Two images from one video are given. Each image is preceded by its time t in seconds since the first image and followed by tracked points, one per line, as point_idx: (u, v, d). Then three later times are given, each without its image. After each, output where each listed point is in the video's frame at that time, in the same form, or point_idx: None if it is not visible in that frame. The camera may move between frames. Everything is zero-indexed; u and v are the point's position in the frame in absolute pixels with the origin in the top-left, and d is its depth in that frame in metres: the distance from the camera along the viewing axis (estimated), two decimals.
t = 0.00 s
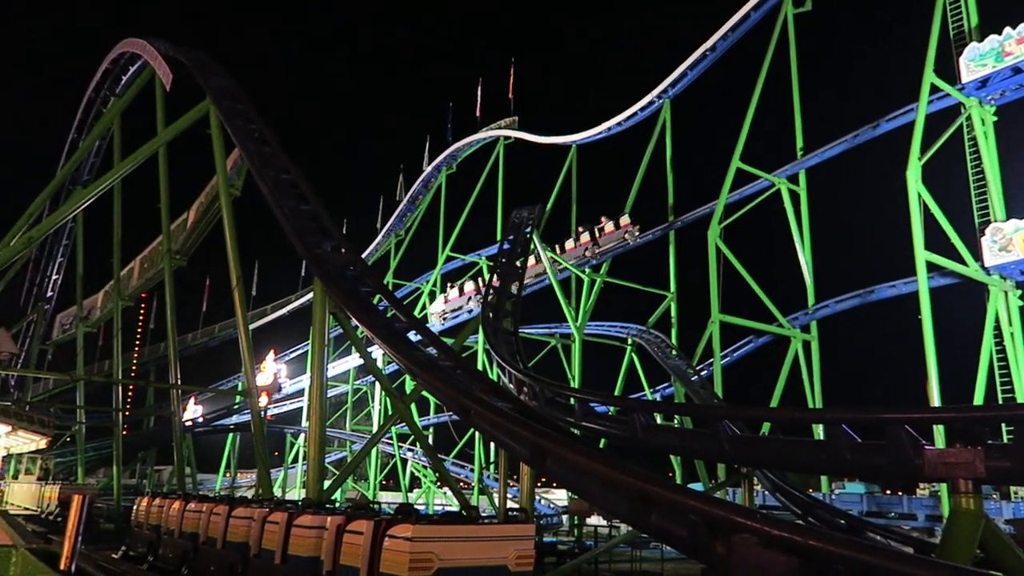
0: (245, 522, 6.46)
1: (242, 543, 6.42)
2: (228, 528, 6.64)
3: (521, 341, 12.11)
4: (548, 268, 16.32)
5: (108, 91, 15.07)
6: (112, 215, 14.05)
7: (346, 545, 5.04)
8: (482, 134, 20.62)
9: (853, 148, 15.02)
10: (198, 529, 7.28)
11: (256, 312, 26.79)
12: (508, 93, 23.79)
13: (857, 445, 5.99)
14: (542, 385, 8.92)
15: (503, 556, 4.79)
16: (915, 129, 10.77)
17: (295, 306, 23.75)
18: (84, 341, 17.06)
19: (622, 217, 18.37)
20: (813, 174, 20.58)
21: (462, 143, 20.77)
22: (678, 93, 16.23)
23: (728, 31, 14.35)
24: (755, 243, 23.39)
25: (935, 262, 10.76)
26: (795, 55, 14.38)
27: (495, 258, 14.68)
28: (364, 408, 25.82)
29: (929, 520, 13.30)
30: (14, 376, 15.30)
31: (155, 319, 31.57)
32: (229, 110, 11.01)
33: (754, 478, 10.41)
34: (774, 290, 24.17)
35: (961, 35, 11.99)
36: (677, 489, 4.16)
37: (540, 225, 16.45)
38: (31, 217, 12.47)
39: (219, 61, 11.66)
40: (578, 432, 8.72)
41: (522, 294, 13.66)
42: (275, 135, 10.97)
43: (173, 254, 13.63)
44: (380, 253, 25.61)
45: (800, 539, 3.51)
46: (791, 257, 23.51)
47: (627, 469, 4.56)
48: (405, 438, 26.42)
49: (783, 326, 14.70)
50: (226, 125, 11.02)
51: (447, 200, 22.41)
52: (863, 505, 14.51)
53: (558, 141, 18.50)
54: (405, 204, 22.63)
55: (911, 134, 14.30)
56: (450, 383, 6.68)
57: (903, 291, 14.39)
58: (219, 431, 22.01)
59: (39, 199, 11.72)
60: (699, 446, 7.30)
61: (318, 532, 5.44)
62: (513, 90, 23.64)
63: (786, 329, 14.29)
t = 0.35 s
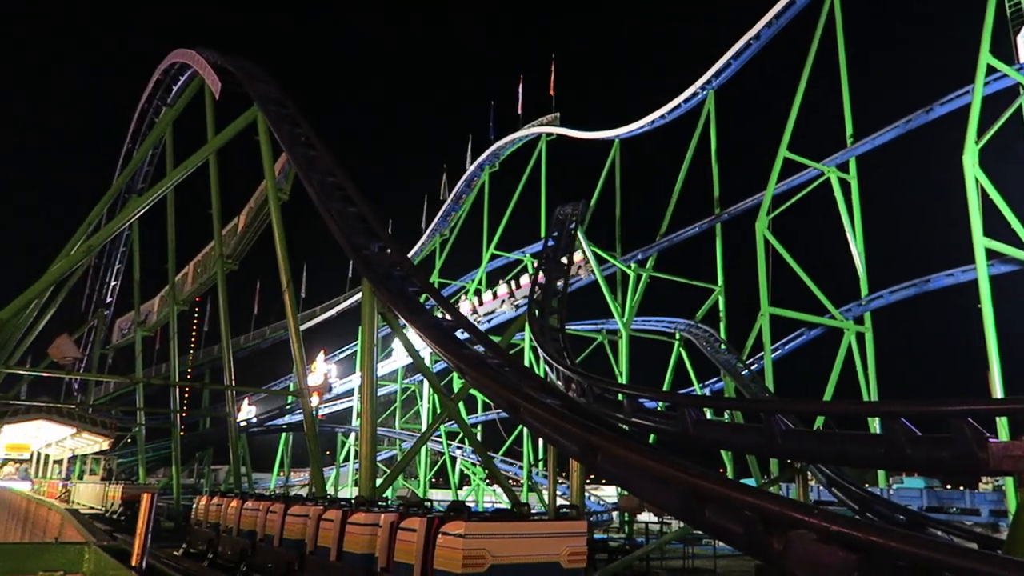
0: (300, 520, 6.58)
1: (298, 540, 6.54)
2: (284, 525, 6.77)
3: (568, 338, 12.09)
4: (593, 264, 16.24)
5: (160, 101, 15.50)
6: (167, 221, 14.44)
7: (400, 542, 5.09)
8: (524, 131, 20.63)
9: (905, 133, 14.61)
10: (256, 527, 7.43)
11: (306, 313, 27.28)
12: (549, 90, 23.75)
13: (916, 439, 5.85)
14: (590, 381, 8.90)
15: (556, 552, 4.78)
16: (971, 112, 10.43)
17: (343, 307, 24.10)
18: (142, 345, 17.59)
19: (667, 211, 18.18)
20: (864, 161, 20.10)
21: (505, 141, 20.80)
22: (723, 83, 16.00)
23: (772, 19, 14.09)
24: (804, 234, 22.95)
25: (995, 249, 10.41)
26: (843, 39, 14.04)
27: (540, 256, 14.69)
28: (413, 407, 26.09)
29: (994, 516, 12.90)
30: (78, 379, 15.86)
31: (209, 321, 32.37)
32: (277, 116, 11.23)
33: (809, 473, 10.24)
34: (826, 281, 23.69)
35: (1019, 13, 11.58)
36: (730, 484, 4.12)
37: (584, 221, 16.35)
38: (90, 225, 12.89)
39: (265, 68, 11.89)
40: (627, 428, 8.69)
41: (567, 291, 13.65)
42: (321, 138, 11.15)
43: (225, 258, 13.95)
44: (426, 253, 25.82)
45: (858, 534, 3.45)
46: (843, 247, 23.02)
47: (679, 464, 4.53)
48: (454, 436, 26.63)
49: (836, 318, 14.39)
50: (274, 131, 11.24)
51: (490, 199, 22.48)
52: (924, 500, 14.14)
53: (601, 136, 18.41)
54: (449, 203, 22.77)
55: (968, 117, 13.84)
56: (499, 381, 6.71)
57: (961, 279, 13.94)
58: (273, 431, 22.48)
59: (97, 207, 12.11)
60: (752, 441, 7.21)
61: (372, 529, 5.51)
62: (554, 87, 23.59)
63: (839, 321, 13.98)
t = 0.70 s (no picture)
0: (335, 517, 6.64)
1: (333, 537, 6.60)
2: (319, 522, 6.83)
3: (597, 335, 12.05)
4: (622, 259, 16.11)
5: (192, 105, 15.76)
6: (200, 224, 14.66)
7: (433, 539, 5.11)
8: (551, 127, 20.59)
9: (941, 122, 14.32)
10: (291, 524, 7.51)
11: (337, 313, 27.53)
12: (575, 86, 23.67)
13: (957, 433, 5.74)
14: (621, 377, 8.87)
15: (589, 549, 4.78)
16: (1010, 97, 10.18)
17: (374, 306, 24.28)
18: (177, 346, 17.87)
19: (696, 204, 17.99)
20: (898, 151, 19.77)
21: (532, 138, 20.78)
22: (752, 75, 15.82)
23: (802, 8, 13.90)
24: (837, 226, 22.63)
25: None
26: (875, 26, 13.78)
27: (569, 252, 14.65)
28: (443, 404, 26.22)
29: None
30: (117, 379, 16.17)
31: (242, 321, 32.84)
32: (306, 118, 11.35)
33: (845, 468, 10.10)
34: (860, 274, 23.35)
35: None
36: (766, 479, 4.08)
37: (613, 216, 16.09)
38: (127, 229, 13.13)
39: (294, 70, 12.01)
40: (659, 424, 8.64)
41: (597, 287, 13.61)
42: (349, 139, 11.24)
43: (257, 259, 14.13)
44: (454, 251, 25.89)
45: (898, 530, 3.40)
46: (877, 239, 22.66)
47: (713, 459, 4.49)
48: (485, 433, 26.73)
49: (871, 311, 14.15)
50: (303, 132, 11.35)
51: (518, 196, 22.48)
52: (964, 496, 13.89)
53: (629, 131, 18.30)
54: (477, 201, 22.81)
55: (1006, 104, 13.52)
56: (530, 377, 6.70)
57: (1000, 269, 13.65)
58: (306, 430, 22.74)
59: (133, 211, 12.33)
60: (786, 437, 7.12)
61: (406, 526, 5.54)
62: (581, 83, 23.50)
63: (874, 315, 13.74)
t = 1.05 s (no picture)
0: (351, 514, 6.67)
1: (348, 533, 6.63)
2: (335, 518, 6.87)
3: (611, 331, 12.01)
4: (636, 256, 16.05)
5: (208, 104, 15.86)
6: (216, 222, 14.75)
7: (448, 536, 5.12)
8: (565, 124, 20.54)
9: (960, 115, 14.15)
10: (307, 520, 7.55)
11: (351, 310, 27.63)
12: (589, 82, 23.60)
13: (977, 430, 5.66)
14: (636, 374, 8.85)
15: (604, 546, 4.77)
16: None
17: (388, 303, 24.36)
18: (193, 344, 17.98)
19: (711, 200, 17.86)
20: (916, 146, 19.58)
21: (545, 135, 20.74)
22: (767, 70, 15.70)
23: (817, 2, 13.78)
24: (853, 221, 22.44)
25: None
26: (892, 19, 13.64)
27: (582, 249, 14.61)
28: (457, 401, 26.26)
29: None
30: (134, 377, 16.30)
31: (258, 319, 33.02)
32: (320, 116, 11.40)
33: (862, 466, 10.02)
34: (877, 270, 23.20)
35: None
36: (782, 476, 4.07)
37: (627, 213, 16.10)
38: (144, 227, 13.23)
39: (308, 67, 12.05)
40: (674, 420, 8.62)
41: (610, 284, 13.58)
42: (363, 136, 11.26)
43: (273, 257, 14.20)
44: (468, 248, 25.89)
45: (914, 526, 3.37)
46: (894, 235, 22.48)
47: (730, 456, 4.48)
48: (499, 430, 26.75)
49: (888, 307, 14.00)
50: (317, 130, 11.38)
51: (532, 192, 22.45)
52: (983, 494, 13.77)
53: (643, 127, 18.22)
54: (490, 198, 22.81)
55: None
56: (545, 374, 6.69)
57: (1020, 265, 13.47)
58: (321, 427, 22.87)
59: (149, 210, 12.42)
60: (803, 433, 7.08)
61: (421, 523, 5.55)
62: (595, 79, 23.42)
63: (891, 311, 13.61)
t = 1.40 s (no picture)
0: (350, 510, 6.67)
1: (348, 530, 6.63)
2: (334, 515, 6.87)
3: (611, 328, 12.00)
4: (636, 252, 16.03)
5: (208, 100, 15.85)
6: (216, 219, 14.74)
7: (448, 532, 5.12)
8: (565, 121, 20.51)
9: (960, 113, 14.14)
10: (306, 516, 7.55)
11: (351, 306, 27.63)
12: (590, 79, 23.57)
13: (977, 428, 5.65)
14: (635, 371, 8.85)
15: (604, 543, 4.77)
16: None
17: (388, 300, 24.36)
18: (193, 340, 17.96)
19: (711, 197, 17.82)
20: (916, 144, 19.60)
21: (545, 132, 20.72)
22: (767, 67, 15.68)
23: None
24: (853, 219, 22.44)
25: None
26: (893, 16, 13.62)
27: (582, 246, 14.60)
28: (456, 398, 26.27)
29: None
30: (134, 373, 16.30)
31: (258, 315, 33.00)
32: (320, 112, 11.39)
33: (861, 463, 10.03)
34: (877, 268, 23.24)
35: None
36: (781, 473, 4.06)
37: (627, 210, 16.10)
38: (143, 223, 13.22)
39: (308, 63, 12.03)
40: (673, 417, 8.63)
41: (610, 281, 13.58)
42: (363, 133, 11.25)
43: (272, 254, 14.20)
44: (468, 245, 25.88)
45: (913, 525, 3.36)
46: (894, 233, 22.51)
47: (729, 454, 4.47)
48: (498, 427, 26.77)
49: (887, 304, 14.00)
50: (317, 126, 11.37)
51: (532, 189, 22.43)
52: (981, 492, 13.81)
53: (643, 124, 18.20)
54: (490, 195, 22.78)
55: None
56: (545, 371, 6.69)
57: (1020, 263, 13.45)
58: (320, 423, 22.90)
59: (148, 206, 12.40)
60: (802, 431, 7.08)
61: (421, 519, 5.55)
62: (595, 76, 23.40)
63: (891, 308, 13.61)
